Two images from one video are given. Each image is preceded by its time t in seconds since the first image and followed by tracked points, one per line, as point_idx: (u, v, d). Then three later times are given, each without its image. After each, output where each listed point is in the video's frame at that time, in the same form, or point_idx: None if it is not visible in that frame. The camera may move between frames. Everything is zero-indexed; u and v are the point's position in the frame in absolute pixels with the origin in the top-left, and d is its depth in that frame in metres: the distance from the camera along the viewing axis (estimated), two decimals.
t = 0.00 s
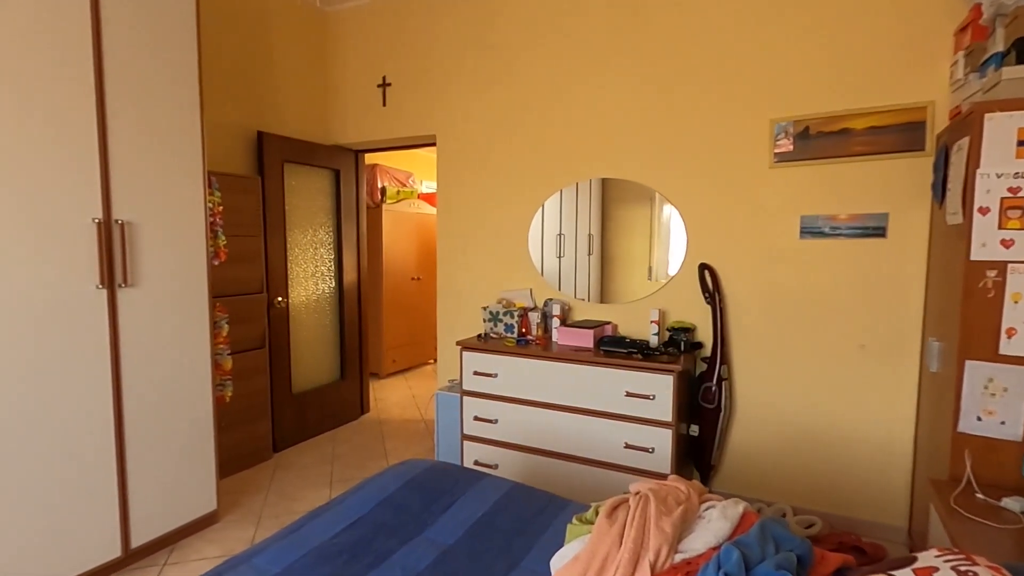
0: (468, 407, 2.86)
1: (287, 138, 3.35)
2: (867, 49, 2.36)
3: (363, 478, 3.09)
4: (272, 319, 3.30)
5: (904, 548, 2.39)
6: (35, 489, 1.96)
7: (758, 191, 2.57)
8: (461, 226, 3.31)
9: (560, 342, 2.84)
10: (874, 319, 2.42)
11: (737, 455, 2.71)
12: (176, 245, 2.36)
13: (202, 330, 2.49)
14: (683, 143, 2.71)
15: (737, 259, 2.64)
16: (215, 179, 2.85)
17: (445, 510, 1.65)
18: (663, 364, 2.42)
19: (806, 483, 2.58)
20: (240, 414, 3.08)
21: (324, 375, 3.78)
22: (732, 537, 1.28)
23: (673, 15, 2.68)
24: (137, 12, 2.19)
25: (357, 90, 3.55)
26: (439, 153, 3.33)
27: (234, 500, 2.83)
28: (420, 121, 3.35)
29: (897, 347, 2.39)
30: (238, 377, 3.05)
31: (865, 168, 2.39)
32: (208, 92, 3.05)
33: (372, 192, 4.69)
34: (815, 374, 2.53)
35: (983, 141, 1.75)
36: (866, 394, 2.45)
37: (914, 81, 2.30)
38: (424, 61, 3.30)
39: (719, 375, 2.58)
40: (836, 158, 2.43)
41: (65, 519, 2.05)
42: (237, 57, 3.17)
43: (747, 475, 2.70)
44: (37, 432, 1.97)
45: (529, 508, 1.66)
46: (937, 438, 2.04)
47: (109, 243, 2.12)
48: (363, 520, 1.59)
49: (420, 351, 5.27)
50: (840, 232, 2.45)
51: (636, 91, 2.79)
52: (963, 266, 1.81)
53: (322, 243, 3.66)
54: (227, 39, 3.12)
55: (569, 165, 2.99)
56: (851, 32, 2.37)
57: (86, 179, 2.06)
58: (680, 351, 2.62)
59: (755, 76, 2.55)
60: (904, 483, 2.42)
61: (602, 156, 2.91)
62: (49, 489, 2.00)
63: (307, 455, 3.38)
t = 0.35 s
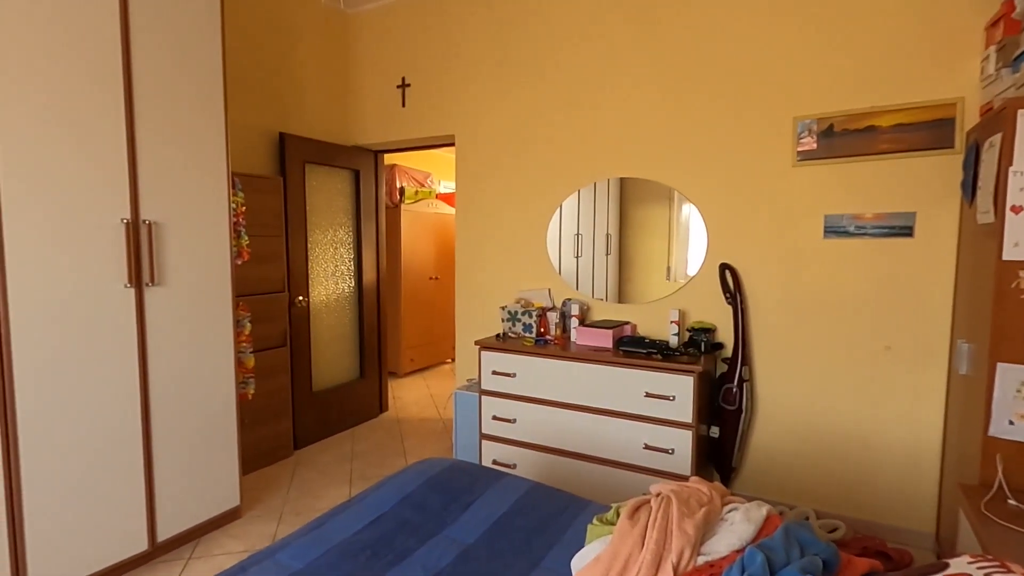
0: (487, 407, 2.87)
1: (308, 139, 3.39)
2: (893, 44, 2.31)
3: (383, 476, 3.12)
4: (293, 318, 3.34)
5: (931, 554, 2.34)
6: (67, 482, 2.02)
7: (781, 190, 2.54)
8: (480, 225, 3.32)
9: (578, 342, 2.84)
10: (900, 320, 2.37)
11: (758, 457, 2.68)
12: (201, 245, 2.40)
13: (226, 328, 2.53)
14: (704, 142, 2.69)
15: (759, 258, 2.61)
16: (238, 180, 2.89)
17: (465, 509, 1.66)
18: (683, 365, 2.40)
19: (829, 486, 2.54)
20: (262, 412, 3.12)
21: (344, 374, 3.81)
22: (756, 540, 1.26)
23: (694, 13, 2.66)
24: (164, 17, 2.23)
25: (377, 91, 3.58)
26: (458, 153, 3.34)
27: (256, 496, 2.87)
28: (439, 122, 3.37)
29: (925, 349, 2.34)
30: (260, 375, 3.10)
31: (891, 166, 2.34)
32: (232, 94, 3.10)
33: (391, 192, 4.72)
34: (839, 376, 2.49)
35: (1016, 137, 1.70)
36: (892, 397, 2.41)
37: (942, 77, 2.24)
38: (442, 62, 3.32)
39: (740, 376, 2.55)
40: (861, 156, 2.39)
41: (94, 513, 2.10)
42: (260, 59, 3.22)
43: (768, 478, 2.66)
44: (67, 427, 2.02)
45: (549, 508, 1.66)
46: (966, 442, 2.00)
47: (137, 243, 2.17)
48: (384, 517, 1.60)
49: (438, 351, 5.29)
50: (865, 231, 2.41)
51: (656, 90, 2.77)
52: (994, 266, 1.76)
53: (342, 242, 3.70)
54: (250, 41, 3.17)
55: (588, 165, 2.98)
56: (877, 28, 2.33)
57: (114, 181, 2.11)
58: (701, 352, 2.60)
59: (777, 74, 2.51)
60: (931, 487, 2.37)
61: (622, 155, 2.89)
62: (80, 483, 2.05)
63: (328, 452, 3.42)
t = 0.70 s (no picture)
0: (506, 406, 2.87)
1: (330, 140, 3.42)
2: (922, 39, 2.26)
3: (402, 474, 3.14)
4: (315, 316, 3.38)
5: (961, 561, 2.28)
6: (97, 476, 2.07)
7: (806, 188, 2.50)
8: (499, 225, 3.33)
9: (598, 342, 2.82)
10: (929, 321, 2.32)
11: (781, 460, 2.64)
12: (226, 244, 2.44)
13: (250, 326, 2.57)
14: (727, 140, 2.65)
15: (783, 258, 2.57)
16: (262, 180, 2.93)
17: (487, 508, 1.66)
18: (706, 365, 2.37)
19: (855, 490, 2.49)
20: (285, 409, 3.17)
21: (364, 372, 3.85)
22: (781, 544, 1.24)
23: (716, 10, 2.63)
24: (192, 20, 2.28)
25: (398, 92, 3.61)
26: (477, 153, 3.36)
27: (279, 491, 2.92)
28: (459, 122, 3.39)
29: (955, 351, 2.28)
30: (283, 373, 3.14)
31: (920, 164, 2.29)
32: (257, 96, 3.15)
33: (411, 192, 4.75)
34: (865, 378, 2.45)
35: None
36: (920, 400, 2.35)
37: (974, 72, 2.19)
38: (462, 62, 3.34)
39: (763, 378, 2.51)
40: (889, 154, 2.34)
41: (123, 506, 2.15)
42: (284, 60, 3.26)
43: (792, 481, 2.62)
44: (97, 422, 2.06)
45: (571, 509, 1.65)
46: (999, 446, 1.94)
47: (164, 242, 2.21)
48: (407, 514, 1.61)
49: (457, 350, 5.31)
50: (893, 230, 2.35)
51: (679, 88, 2.75)
52: None
53: (362, 242, 3.74)
54: (274, 44, 3.21)
55: (609, 164, 2.97)
56: (906, 22, 2.28)
57: (143, 182, 2.15)
58: (723, 352, 2.57)
59: (802, 70, 2.47)
60: (962, 493, 2.31)
61: (643, 154, 2.87)
62: (110, 477, 2.10)
63: (348, 449, 3.46)
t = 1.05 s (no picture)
0: (527, 407, 2.87)
1: (353, 142, 3.46)
2: (955, 33, 2.20)
3: (423, 473, 3.16)
4: (337, 316, 3.42)
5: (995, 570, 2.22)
6: (128, 471, 2.12)
7: (832, 188, 2.45)
8: (520, 226, 3.33)
9: (619, 343, 2.81)
10: (962, 324, 2.26)
11: (806, 464, 2.60)
12: (252, 245, 2.48)
13: (274, 326, 2.61)
14: (752, 139, 2.62)
15: (809, 258, 2.53)
16: (286, 181, 2.98)
17: (509, 508, 1.66)
18: (730, 367, 2.34)
19: (883, 496, 2.44)
20: (307, 407, 3.20)
21: (385, 371, 3.88)
22: (811, 550, 1.22)
23: (740, 7, 2.60)
24: (220, 24, 2.32)
25: (419, 93, 3.64)
26: (499, 154, 3.37)
27: (302, 489, 2.95)
28: (480, 122, 3.40)
29: (989, 354, 2.22)
30: (307, 371, 3.18)
31: (952, 162, 2.23)
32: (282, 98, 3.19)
33: (431, 193, 4.78)
34: (894, 381, 2.39)
35: None
36: (952, 404, 2.29)
37: (1010, 67, 2.12)
38: (484, 63, 3.35)
39: (788, 380, 2.47)
40: (920, 152, 2.28)
41: (152, 502, 2.19)
42: (308, 63, 3.30)
43: (817, 485, 2.58)
44: (129, 418, 2.11)
45: (593, 510, 1.64)
46: None
47: (193, 243, 2.25)
48: (429, 513, 1.62)
49: (476, 350, 5.33)
50: (924, 230, 2.30)
51: (702, 87, 2.72)
52: None
53: (384, 242, 3.77)
54: (299, 47, 3.25)
55: (630, 164, 2.95)
56: (938, 16, 2.22)
57: (172, 183, 2.19)
58: (747, 354, 2.53)
59: (829, 67, 2.43)
60: (996, 500, 2.25)
61: (666, 154, 2.85)
62: (140, 473, 2.15)
63: (370, 448, 3.49)
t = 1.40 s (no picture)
0: (548, 408, 2.87)
1: (377, 143, 3.49)
2: (991, 28, 2.14)
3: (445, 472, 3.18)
4: (361, 316, 3.46)
5: None
6: (160, 466, 2.16)
7: (862, 188, 2.41)
8: (542, 227, 3.33)
9: (642, 344, 2.79)
10: (998, 327, 2.19)
11: (834, 470, 2.55)
12: (278, 246, 2.52)
13: (300, 325, 2.65)
14: (779, 139, 2.58)
15: (838, 259, 2.48)
16: (312, 183, 3.02)
17: (533, 509, 1.66)
18: (756, 370, 2.31)
19: (914, 503, 2.38)
20: (332, 406, 3.25)
21: (407, 371, 3.91)
22: (842, 557, 1.20)
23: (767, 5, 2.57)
24: (249, 29, 2.36)
25: (442, 95, 3.66)
26: (521, 155, 3.37)
27: (326, 487, 2.99)
28: (503, 124, 3.41)
29: None
30: (331, 370, 3.22)
31: (988, 161, 2.17)
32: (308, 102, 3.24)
33: (452, 194, 4.80)
34: (926, 386, 2.34)
35: None
36: (988, 410, 2.23)
37: None
38: (507, 65, 3.36)
39: (815, 384, 2.43)
40: (953, 151, 2.22)
41: (182, 497, 2.24)
42: (333, 65, 3.34)
43: (845, 490, 2.53)
44: (161, 415, 2.16)
45: (618, 512, 1.64)
46: None
47: (222, 244, 2.30)
48: (454, 513, 1.63)
49: (496, 351, 5.34)
50: (958, 231, 2.24)
51: (728, 86, 2.69)
52: None
53: (406, 243, 3.80)
54: (325, 50, 3.29)
55: (654, 165, 2.93)
56: (973, 11, 2.16)
57: (203, 185, 2.24)
58: (773, 357, 2.49)
59: (859, 64, 2.38)
60: None
61: (690, 154, 2.83)
62: (171, 468, 2.20)
63: (392, 447, 3.52)
